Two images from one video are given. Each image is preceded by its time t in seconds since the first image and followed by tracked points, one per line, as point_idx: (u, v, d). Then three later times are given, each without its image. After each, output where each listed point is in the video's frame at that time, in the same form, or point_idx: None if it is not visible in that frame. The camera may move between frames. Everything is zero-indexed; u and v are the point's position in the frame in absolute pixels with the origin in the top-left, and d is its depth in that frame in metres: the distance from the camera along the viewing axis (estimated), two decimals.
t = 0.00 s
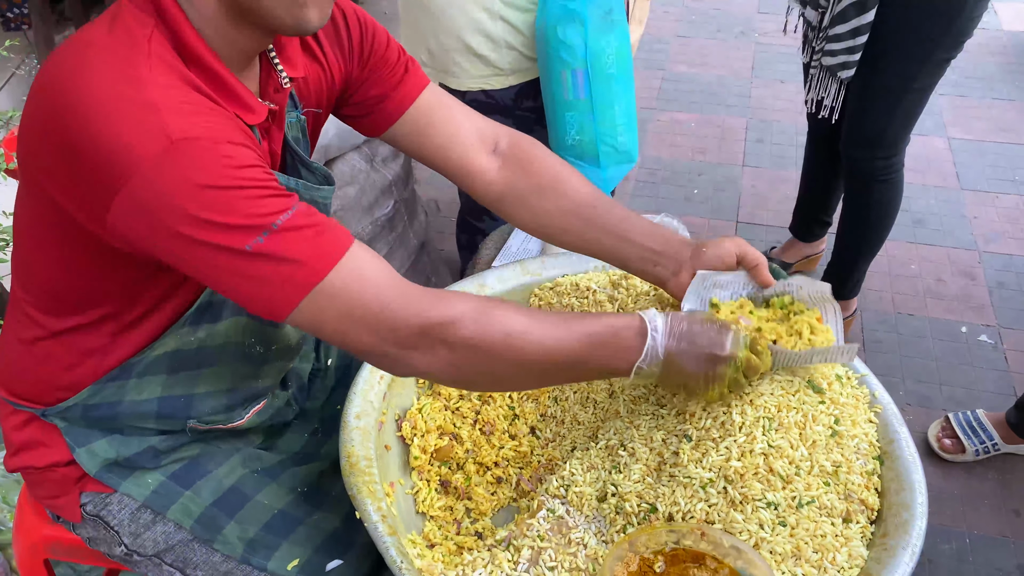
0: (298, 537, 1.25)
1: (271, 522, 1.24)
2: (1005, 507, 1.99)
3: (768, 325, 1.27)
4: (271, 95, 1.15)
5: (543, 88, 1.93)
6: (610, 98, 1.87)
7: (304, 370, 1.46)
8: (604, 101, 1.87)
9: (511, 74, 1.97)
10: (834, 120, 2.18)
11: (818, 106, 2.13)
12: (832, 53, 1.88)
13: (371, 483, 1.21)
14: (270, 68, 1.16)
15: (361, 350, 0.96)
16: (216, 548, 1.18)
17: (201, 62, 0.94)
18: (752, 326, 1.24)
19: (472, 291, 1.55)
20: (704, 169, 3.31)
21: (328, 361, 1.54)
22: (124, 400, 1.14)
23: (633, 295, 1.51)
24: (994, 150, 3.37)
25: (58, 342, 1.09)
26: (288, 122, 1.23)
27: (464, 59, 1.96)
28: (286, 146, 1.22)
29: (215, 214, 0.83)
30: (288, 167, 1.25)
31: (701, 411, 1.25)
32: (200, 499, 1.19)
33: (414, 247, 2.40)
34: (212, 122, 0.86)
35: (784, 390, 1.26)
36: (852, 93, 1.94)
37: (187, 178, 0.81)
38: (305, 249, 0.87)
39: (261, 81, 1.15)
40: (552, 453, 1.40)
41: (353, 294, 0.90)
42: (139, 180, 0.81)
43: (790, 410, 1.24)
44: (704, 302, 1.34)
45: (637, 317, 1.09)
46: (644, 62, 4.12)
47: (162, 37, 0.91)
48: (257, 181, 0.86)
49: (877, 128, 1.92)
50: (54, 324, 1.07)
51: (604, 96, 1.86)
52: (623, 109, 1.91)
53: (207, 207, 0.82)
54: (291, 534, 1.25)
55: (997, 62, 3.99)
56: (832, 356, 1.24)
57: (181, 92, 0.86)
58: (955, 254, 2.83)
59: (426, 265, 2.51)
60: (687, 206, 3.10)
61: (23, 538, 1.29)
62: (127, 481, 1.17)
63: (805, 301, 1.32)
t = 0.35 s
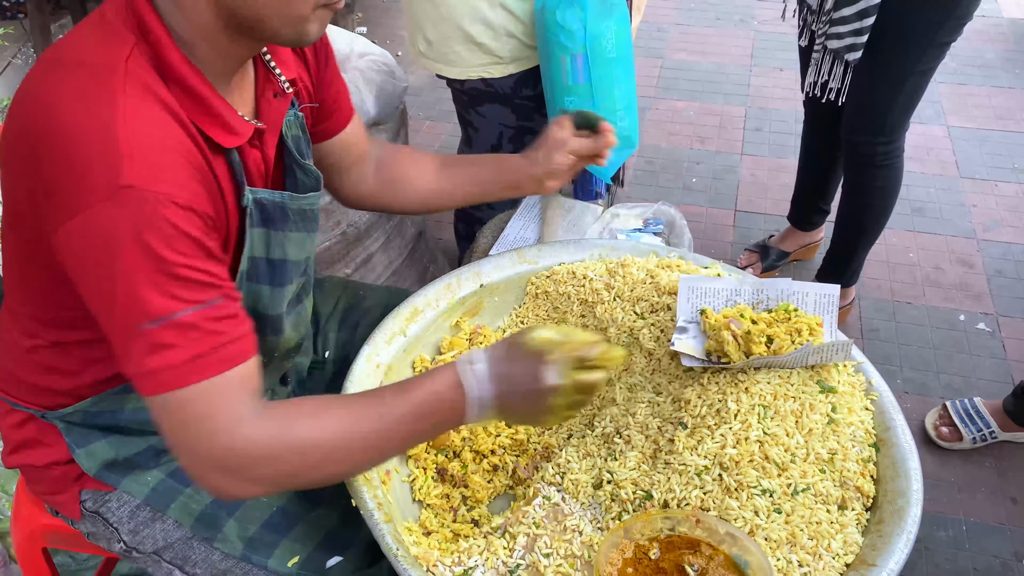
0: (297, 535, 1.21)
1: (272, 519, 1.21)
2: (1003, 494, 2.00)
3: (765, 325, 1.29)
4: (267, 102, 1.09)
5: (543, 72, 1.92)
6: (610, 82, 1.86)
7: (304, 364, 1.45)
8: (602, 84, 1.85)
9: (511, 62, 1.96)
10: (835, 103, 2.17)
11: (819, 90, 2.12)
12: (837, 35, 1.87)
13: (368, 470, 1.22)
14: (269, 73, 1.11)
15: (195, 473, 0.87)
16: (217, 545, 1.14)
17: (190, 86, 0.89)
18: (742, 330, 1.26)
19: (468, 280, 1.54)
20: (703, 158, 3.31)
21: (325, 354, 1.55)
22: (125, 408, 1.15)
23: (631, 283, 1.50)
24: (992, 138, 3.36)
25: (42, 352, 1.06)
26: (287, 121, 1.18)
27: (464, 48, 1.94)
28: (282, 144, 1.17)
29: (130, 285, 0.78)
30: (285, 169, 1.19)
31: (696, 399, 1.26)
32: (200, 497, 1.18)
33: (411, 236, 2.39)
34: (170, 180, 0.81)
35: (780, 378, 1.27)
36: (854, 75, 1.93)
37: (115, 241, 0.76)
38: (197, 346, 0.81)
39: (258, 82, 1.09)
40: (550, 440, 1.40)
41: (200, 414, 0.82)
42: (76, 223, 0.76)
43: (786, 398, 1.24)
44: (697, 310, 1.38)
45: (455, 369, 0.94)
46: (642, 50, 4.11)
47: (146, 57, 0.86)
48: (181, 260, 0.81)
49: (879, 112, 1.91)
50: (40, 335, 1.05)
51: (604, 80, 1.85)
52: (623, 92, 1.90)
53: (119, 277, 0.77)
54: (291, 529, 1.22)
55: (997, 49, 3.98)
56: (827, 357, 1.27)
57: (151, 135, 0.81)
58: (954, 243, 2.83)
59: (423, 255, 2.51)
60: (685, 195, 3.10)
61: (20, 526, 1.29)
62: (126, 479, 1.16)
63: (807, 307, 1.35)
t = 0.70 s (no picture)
0: (280, 515, 1.21)
1: (254, 501, 1.21)
2: (1001, 488, 2.00)
3: (764, 318, 1.29)
4: (183, 65, 1.17)
5: (546, 65, 1.91)
6: (614, 75, 1.84)
7: (287, 347, 1.45)
8: (606, 78, 1.84)
9: (513, 57, 1.97)
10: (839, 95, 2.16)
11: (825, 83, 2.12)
12: (845, 27, 1.89)
13: (368, 462, 1.22)
14: (184, 38, 1.19)
15: None
16: (197, 527, 1.15)
17: (73, 56, 0.95)
18: (741, 323, 1.26)
19: (468, 273, 1.54)
20: (704, 152, 3.31)
21: (319, 343, 1.55)
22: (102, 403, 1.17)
23: (630, 276, 1.51)
24: (994, 132, 3.35)
25: None
26: (210, 87, 1.23)
27: (467, 42, 1.94)
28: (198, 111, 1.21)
29: None
30: (202, 130, 1.22)
31: (695, 391, 1.27)
32: (181, 480, 1.19)
33: (412, 230, 2.39)
34: (10, 151, 0.88)
35: (779, 370, 1.27)
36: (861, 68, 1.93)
37: None
38: None
39: (174, 47, 1.18)
40: (549, 432, 1.41)
41: None
42: None
43: (785, 391, 1.25)
44: (696, 304, 1.38)
45: (245, 384, 1.10)
46: (644, 44, 4.10)
47: (25, 25, 0.93)
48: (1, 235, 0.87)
49: (883, 103, 1.90)
50: None
51: (608, 72, 1.84)
52: (628, 86, 1.88)
53: None
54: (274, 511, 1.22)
55: (999, 43, 3.97)
56: (826, 351, 1.28)
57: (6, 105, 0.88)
58: (954, 237, 2.83)
59: (423, 248, 2.51)
60: (686, 189, 3.10)
61: (20, 517, 1.30)
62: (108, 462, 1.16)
63: (807, 301, 1.35)
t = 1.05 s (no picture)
0: (301, 479, 1.24)
1: (276, 466, 1.24)
2: (1007, 486, 2.00)
3: (770, 315, 1.29)
4: (156, 39, 1.16)
5: (554, 56, 1.90)
6: (624, 66, 1.84)
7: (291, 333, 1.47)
8: (615, 69, 1.83)
9: (519, 54, 1.97)
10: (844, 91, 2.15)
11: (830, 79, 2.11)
12: (849, 23, 1.90)
13: (373, 457, 1.21)
14: (155, 12, 1.19)
15: None
16: (220, 493, 1.19)
17: (43, 25, 0.94)
18: (747, 320, 1.26)
19: (473, 270, 1.54)
20: (708, 150, 3.30)
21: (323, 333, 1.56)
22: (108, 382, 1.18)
23: (635, 272, 1.50)
24: (1000, 131, 3.34)
25: None
26: (185, 62, 1.22)
27: (472, 39, 1.94)
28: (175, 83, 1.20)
29: None
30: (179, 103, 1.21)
31: (701, 387, 1.27)
32: (197, 452, 1.20)
33: (417, 227, 2.38)
34: None
35: (785, 367, 1.27)
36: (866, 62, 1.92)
37: None
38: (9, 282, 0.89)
39: (146, 23, 1.17)
40: (554, 429, 1.41)
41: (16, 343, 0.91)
42: None
43: (791, 387, 1.25)
44: (702, 300, 1.39)
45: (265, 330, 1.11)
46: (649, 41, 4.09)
47: None
48: None
49: (888, 99, 1.90)
50: None
51: (618, 64, 1.83)
52: (636, 78, 1.87)
53: None
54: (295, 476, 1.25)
55: (1005, 42, 3.96)
56: (832, 348, 1.28)
57: None
58: (959, 236, 2.82)
59: (429, 244, 2.52)
60: (691, 186, 3.10)
61: (29, 510, 1.30)
62: (119, 441, 1.16)
63: (812, 298, 1.35)
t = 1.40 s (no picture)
0: (316, 469, 1.26)
1: (290, 458, 1.25)
2: (1013, 486, 1.99)
3: (776, 313, 1.28)
4: (169, 29, 1.15)
5: (568, 23, 1.85)
6: (643, 20, 1.78)
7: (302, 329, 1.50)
8: (634, 24, 1.78)
9: (525, 53, 1.97)
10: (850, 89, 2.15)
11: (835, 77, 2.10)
12: (856, 21, 1.84)
13: (379, 453, 1.21)
14: (166, 2, 1.17)
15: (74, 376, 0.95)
16: (238, 485, 1.19)
17: (75, 9, 0.93)
18: (753, 319, 1.26)
19: (479, 267, 1.54)
20: (715, 148, 3.30)
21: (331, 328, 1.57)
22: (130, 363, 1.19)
23: (641, 271, 1.50)
24: (1009, 130, 3.33)
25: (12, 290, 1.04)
26: (195, 53, 1.22)
27: (478, 37, 1.94)
28: (191, 75, 1.20)
29: (19, 204, 0.85)
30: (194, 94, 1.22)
31: (706, 385, 1.27)
32: (213, 443, 1.21)
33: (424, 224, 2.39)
34: (49, 94, 0.88)
35: (790, 366, 1.27)
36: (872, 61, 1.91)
37: (6, 155, 0.83)
38: (83, 257, 0.89)
39: (159, 13, 1.16)
40: (559, 426, 1.41)
41: (89, 315, 0.91)
42: None
43: (796, 385, 1.25)
44: (708, 298, 1.38)
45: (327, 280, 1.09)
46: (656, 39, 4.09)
47: None
48: (65, 172, 0.88)
49: (893, 98, 1.90)
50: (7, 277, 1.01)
51: (638, 19, 1.78)
52: (654, 36, 1.82)
53: (13, 194, 0.84)
54: (311, 465, 1.26)
55: (1014, 41, 3.94)
56: (838, 347, 1.27)
57: (32, 54, 0.88)
58: (967, 235, 2.81)
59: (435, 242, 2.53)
60: (697, 185, 3.09)
61: (36, 508, 1.31)
62: (135, 433, 1.16)
63: (818, 296, 1.35)
